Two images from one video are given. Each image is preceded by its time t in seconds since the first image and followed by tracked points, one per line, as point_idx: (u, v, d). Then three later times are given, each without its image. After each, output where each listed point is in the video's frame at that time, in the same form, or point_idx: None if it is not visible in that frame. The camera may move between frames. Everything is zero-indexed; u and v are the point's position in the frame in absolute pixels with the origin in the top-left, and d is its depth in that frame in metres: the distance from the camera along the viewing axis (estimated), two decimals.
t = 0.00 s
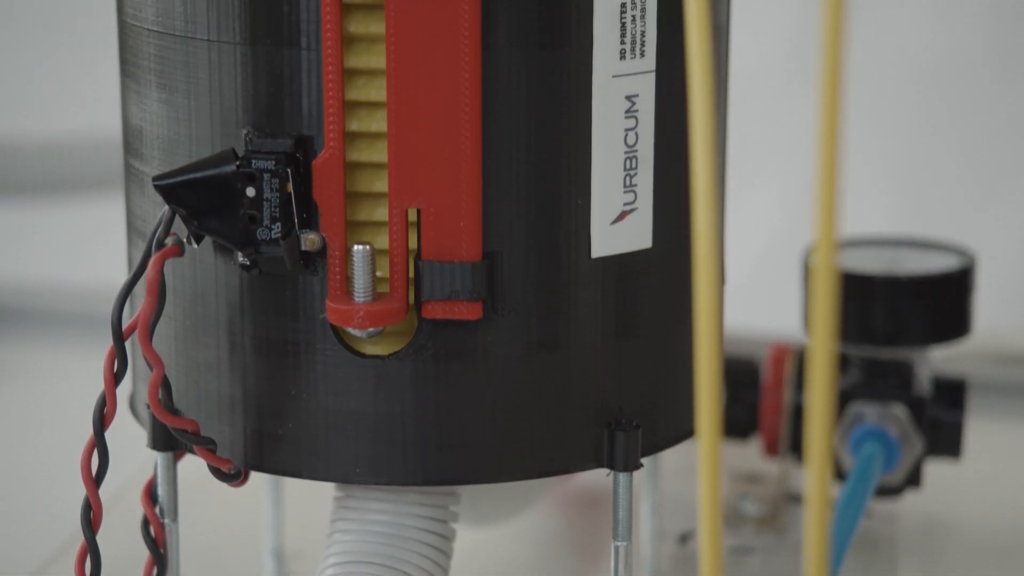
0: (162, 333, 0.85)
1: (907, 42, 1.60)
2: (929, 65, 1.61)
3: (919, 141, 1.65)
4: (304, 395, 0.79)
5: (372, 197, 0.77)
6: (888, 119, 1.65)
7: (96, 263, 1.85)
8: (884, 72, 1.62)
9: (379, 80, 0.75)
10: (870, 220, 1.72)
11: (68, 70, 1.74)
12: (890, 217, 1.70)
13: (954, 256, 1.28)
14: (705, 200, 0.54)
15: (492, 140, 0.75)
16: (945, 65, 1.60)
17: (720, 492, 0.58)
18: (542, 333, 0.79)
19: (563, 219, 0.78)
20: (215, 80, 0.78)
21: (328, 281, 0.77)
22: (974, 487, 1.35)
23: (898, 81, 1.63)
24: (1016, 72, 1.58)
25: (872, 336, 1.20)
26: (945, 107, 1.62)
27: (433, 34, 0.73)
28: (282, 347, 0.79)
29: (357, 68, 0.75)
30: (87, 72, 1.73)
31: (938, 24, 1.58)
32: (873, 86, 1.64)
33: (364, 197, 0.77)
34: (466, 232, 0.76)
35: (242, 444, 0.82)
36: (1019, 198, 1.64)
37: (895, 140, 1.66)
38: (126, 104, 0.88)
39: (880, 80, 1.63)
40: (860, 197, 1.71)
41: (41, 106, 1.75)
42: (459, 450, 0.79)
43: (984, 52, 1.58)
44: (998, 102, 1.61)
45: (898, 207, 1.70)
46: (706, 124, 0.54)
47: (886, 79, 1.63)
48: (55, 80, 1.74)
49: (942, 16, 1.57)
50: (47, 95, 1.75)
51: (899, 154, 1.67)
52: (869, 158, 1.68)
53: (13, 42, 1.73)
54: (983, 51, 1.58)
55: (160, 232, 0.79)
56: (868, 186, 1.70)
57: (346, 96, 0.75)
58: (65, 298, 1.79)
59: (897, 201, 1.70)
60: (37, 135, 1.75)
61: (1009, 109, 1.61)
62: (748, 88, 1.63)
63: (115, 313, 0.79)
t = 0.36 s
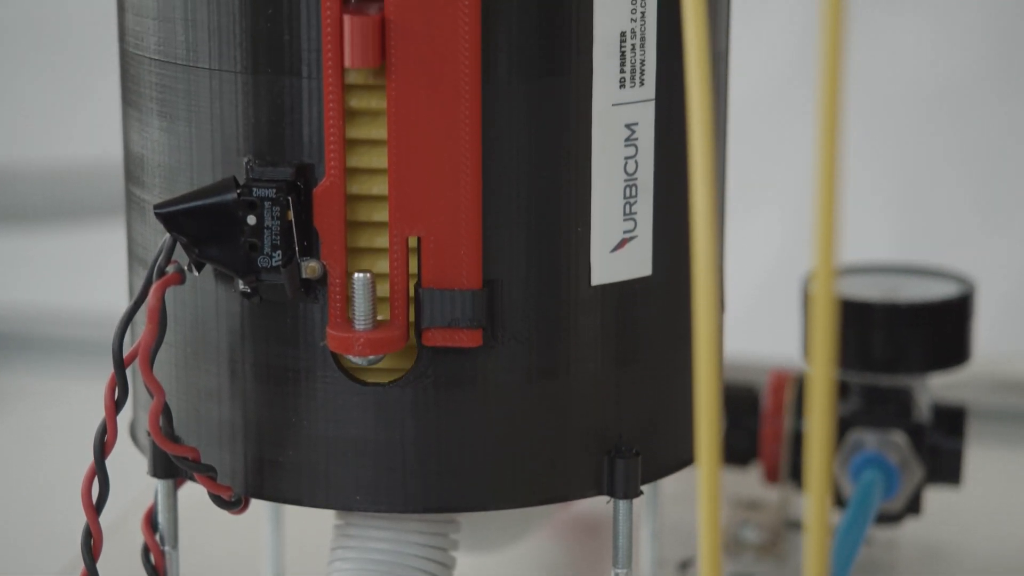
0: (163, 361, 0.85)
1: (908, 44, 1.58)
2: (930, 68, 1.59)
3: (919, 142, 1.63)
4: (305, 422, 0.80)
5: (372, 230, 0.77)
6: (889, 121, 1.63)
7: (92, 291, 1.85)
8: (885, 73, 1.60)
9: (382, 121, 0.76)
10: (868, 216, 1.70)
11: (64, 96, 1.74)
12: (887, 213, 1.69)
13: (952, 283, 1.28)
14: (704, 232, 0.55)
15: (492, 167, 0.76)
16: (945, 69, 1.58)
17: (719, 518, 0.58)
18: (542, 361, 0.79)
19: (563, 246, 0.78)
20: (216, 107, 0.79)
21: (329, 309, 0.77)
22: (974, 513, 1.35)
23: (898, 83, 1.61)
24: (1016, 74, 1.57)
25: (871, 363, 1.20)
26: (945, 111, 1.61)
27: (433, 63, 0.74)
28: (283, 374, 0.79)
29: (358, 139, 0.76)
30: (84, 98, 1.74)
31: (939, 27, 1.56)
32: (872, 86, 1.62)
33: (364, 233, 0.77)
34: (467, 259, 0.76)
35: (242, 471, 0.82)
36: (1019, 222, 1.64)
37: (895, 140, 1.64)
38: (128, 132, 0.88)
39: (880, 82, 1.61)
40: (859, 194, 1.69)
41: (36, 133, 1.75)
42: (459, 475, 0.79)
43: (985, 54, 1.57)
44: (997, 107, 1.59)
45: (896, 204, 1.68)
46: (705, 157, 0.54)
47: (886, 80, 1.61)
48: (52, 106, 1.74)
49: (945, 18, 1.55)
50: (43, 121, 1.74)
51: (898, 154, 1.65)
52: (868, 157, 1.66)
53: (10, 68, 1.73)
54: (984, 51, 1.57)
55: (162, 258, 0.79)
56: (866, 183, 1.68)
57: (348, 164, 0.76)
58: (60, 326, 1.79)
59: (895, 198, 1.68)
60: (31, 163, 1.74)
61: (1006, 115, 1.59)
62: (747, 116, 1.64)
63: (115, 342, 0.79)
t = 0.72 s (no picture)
0: (163, 383, 0.85)
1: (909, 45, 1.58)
2: (929, 72, 1.58)
3: (921, 141, 1.62)
4: (305, 445, 0.80)
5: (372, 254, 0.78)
6: (890, 120, 1.62)
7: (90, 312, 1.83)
8: (886, 74, 1.60)
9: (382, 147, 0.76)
10: (866, 215, 1.69)
11: (64, 120, 1.74)
12: (886, 210, 1.67)
13: (952, 306, 1.28)
14: (703, 251, 0.55)
15: (492, 189, 0.76)
16: (944, 74, 1.58)
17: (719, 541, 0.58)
18: (542, 383, 0.79)
19: (563, 269, 0.79)
20: (217, 130, 0.79)
21: (329, 332, 0.78)
22: (975, 536, 1.35)
23: (899, 83, 1.60)
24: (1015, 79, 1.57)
25: (870, 385, 1.19)
26: (945, 120, 1.61)
27: (434, 86, 0.74)
28: (283, 397, 0.80)
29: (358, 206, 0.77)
30: (84, 122, 1.74)
31: (938, 31, 1.56)
32: (873, 85, 1.61)
33: (365, 256, 0.78)
34: (467, 282, 0.76)
35: (242, 494, 0.82)
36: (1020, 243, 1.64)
37: (896, 140, 1.63)
38: (129, 156, 0.89)
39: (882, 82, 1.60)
40: (859, 194, 1.68)
41: (33, 157, 1.75)
42: (459, 497, 0.79)
43: (985, 56, 1.57)
44: (996, 114, 1.59)
45: (895, 202, 1.67)
46: (705, 182, 0.55)
47: (886, 81, 1.60)
48: (51, 130, 1.75)
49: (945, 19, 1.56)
50: (42, 146, 1.75)
51: (899, 154, 1.64)
52: (870, 155, 1.65)
53: (10, 92, 1.74)
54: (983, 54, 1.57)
55: (162, 281, 0.80)
56: (865, 183, 1.67)
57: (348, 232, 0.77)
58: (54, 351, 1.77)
59: (896, 198, 1.67)
60: (28, 187, 1.74)
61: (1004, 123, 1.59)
62: (746, 133, 1.65)
63: (115, 364, 0.79)
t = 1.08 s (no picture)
0: (163, 405, 0.85)
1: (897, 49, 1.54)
2: (929, 75, 1.54)
3: (922, 143, 1.56)
4: (305, 465, 0.80)
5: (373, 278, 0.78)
6: (889, 121, 1.57)
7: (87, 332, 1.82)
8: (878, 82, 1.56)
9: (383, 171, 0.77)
10: (865, 217, 1.62)
11: (63, 132, 1.73)
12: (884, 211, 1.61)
13: (952, 327, 1.28)
14: (702, 273, 0.56)
15: (493, 211, 0.76)
16: (943, 81, 1.53)
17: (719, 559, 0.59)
18: (542, 404, 0.79)
19: (563, 290, 0.79)
20: (217, 152, 0.79)
21: (330, 353, 0.78)
22: (975, 557, 1.35)
23: (898, 85, 1.55)
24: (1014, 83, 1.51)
25: (871, 408, 1.18)
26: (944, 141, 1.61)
27: (433, 108, 0.74)
28: (284, 418, 0.80)
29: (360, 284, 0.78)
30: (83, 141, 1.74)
31: (935, 36, 1.52)
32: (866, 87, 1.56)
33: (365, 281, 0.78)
34: (467, 304, 0.77)
35: (243, 515, 0.82)
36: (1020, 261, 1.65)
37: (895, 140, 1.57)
38: (130, 179, 0.89)
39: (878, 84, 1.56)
40: (856, 194, 1.61)
41: (33, 172, 1.75)
42: (460, 517, 0.79)
43: (985, 56, 1.51)
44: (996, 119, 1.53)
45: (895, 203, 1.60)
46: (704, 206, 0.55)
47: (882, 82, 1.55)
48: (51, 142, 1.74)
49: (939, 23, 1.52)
50: (41, 158, 1.74)
51: (895, 156, 1.58)
52: (869, 154, 1.59)
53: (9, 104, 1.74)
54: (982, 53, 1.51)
55: (163, 302, 0.80)
56: (864, 183, 1.60)
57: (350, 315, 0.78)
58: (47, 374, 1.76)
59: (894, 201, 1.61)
60: (30, 204, 1.74)
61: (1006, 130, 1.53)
62: (744, 138, 1.62)
63: (116, 386, 0.79)
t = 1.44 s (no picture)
0: (165, 429, 0.85)
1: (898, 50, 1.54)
2: (928, 76, 1.53)
3: (925, 144, 1.55)
4: (305, 489, 0.80)
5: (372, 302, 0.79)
6: (893, 122, 1.55)
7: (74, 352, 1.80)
8: (881, 85, 1.55)
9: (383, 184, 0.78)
10: (865, 217, 1.60)
11: (61, 142, 1.73)
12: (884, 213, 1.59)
13: (951, 351, 1.27)
14: (702, 300, 0.56)
15: (492, 235, 0.77)
16: (943, 85, 1.53)
17: None
18: (542, 428, 0.80)
19: (563, 314, 0.79)
20: (219, 177, 0.80)
21: (330, 378, 0.78)
22: None
23: (896, 85, 1.54)
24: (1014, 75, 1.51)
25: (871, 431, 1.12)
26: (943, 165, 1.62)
27: (433, 132, 0.75)
28: (284, 442, 0.80)
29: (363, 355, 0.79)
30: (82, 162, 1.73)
31: (934, 34, 1.52)
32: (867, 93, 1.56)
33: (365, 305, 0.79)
34: (467, 328, 0.77)
35: (243, 539, 0.82)
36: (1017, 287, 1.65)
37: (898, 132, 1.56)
38: (131, 204, 0.89)
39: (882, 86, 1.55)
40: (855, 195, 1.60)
41: (32, 184, 1.74)
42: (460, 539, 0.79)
43: (985, 54, 1.51)
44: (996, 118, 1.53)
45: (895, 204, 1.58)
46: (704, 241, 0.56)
47: (886, 80, 1.55)
48: (50, 153, 1.73)
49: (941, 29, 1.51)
50: (39, 169, 1.74)
51: (895, 157, 1.57)
52: (869, 157, 1.58)
53: (9, 111, 1.73)
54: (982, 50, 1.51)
55: (164, 327, 0.80)
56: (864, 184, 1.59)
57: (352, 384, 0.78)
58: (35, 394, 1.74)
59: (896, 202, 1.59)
60: (30, 220, 1.75)
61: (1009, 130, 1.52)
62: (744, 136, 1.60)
63: (117, 410, 0.79)
